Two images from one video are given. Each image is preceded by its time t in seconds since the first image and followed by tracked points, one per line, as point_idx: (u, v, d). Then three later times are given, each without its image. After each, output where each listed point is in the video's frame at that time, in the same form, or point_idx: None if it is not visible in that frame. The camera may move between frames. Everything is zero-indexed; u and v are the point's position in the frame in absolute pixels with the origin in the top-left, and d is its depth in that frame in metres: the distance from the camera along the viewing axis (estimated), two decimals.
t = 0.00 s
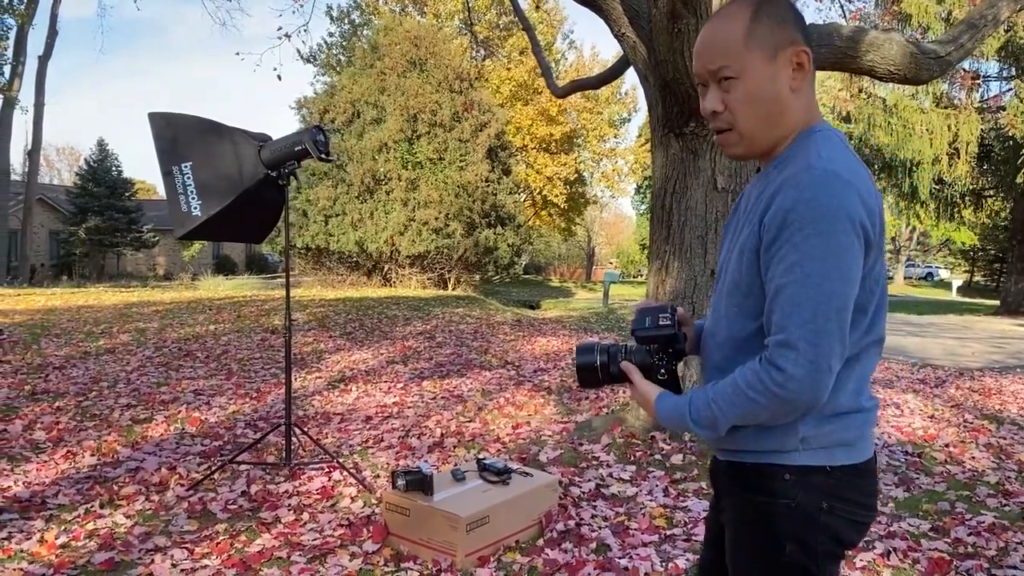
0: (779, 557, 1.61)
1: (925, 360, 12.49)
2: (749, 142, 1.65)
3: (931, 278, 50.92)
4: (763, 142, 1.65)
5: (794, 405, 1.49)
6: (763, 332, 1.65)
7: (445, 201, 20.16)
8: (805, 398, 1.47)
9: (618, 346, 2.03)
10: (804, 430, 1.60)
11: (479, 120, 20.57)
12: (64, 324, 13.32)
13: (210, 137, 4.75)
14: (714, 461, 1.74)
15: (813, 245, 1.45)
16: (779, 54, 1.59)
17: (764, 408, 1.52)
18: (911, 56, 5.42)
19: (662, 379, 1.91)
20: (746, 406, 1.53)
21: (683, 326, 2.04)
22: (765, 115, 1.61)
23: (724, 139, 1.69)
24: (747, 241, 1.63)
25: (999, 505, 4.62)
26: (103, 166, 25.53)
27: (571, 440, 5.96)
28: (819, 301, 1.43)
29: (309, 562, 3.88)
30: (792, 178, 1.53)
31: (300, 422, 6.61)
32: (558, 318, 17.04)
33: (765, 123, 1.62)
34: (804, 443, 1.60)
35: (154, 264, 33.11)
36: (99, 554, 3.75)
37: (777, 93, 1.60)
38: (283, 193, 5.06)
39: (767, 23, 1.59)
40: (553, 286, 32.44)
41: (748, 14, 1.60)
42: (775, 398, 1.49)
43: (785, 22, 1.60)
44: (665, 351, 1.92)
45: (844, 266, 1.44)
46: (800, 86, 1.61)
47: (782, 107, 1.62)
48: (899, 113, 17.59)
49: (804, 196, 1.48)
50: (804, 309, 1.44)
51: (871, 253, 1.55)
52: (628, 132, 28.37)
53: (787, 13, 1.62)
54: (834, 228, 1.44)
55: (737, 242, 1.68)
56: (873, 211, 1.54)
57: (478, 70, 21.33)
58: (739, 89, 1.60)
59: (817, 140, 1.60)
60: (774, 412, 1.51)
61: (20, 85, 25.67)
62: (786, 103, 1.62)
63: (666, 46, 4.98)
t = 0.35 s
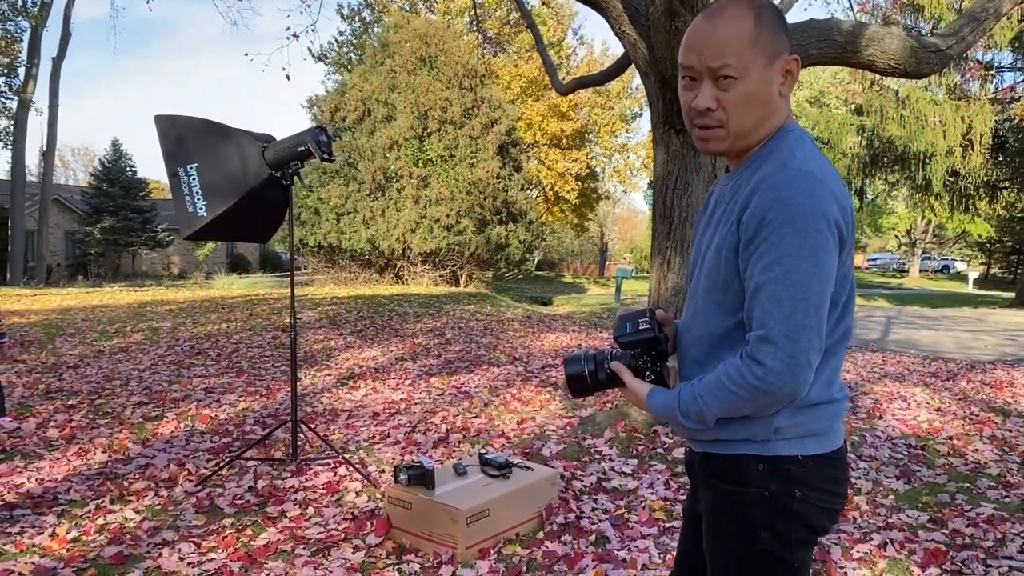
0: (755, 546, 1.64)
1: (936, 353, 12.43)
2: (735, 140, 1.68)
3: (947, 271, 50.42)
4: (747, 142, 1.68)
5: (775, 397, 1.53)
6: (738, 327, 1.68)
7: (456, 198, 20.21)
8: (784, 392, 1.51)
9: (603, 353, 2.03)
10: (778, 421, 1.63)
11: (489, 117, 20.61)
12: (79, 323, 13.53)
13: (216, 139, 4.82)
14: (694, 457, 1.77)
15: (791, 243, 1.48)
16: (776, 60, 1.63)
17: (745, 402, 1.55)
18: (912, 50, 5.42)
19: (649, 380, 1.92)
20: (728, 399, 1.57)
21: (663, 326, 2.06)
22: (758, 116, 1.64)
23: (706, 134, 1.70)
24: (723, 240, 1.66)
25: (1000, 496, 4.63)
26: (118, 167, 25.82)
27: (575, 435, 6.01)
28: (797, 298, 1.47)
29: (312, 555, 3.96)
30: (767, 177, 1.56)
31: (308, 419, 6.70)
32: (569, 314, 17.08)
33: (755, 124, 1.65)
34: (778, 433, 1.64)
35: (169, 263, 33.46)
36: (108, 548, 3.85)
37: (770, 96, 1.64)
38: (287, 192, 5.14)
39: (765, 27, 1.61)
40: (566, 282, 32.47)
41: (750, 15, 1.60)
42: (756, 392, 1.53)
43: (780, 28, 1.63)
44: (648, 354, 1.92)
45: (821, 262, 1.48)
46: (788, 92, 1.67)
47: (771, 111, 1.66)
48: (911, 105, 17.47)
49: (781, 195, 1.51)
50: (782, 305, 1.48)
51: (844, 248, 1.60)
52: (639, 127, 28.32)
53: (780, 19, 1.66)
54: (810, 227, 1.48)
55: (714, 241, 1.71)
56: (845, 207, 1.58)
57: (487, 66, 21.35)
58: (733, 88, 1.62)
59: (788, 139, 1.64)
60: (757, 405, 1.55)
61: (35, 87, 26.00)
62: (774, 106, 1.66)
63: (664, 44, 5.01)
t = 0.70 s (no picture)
0: (749, 535, 1.68)
1: (950, 347, 12.37)
2: (728, 139, 1.71)
3: (964, 264, 49.94)
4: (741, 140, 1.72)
5: (774, 391, 1.55)
6: (734, 323, 1.72)
7: (469, 196, 20.26)
8: (783, 386, 1.54)
9: (600, 342, 2.05)
10: (772, 413, 1.67)
11: (502, 114, 20.68)
12: (96, 323, 13.70)
13: (227, 141, 4.91)
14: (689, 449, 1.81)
15: (787, 241, 1.51)
16: (768, 62, 1.67)
17: (745, 395, 1.58)
18: (917, 44, 5.41)
19: (645, 368, 1.96)
20: (727, 391, 1.59)
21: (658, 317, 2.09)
22: (751, 114, 1.68)
23: (699, 133, 1.73)
24: (718, 238, 1.69)
25: (1007, 489, 4.82)
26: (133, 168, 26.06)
27: (584, 429, 6.07)
28: (793, 295, 1.51)
29: (325, 549, 4.03)
30: (761, 177, 1.59)
31: (321, 416, 6.79)
32: (582, 310, 17.15)
33: (748, 121, 1.69)
34: (773, 425, 1.67)
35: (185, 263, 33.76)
36: (125, 543, 3.94)
37: (762, 95, 1.67)
38: (298, 193, 5.22)
39: (756, 28, 1.65)
40: (579, 279, 32.48)
41: (743, 18, 1.64)
42: (754, 387, 1.56)
43: (769, 29, 1.68)
44: (645, 342, 1.96)
45: (816, 259, 1.51)
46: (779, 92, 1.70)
47: (763, 109, 1.69)
48: (926, 98, 17.34)
49: (776, 194, 1.55)
50: (779, 301, 1.51)
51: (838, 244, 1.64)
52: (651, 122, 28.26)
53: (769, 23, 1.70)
54: (806, 225, 1.52)
55: (709, 238, 1.75)
56: (838, 205, 1.62)
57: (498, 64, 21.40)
58: (725, 88, 1.66)
59: (779, 139, 1.68)
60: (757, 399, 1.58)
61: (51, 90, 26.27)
62: (765, 105, 1.70)
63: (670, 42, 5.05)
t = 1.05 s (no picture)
0: (759, 524, 1.72)
1: (967, 341, 12.30)
2: (737, 136, 1.75)
3: (982, 258, 49.39)
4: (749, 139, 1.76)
5: (787, 383, 1.59)
6: (744, 317, 1.75)
7: (482, 194, 20.22)
8: (797, 377, 1.58)
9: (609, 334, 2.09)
10: (782, 406, 1.71)
11: (514, 112, 20.74)
12: (115, 322, 13.90)
13: (244, 141, 4.99)
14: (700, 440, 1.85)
15: (799, 236, 1.55)
16: (774, 61, 1.71)
17: (758, 386, 1.61)
18: (930, 39, 5.41)
19: (654, 359, 2.01)
20: (739, 381, 1.62)
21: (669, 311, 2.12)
22: (756, 112, 1.72)
23: (708, 131, 1.77)
24: (728, 234, 1.73)
25: (1021, 482, 4.84)
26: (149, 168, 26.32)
27: (599, 425, 6.12)
28: (805, 288, 1.54)
29: (344, 542, 4.10)
30: (772, 174, 1.63)
31: (337, 412, 6.88)
32: (596, 306, 17.19)
33: (754, 120, 1.73)
34: (783, 418, 1.71)
35: (201, 261, 34.09)
36: (148, 537, 4.02)
37: (767, 95, 1.72)
38: (315, 192, 5.29)
39: (761, 28, 1.69)
40: (592, 275, 32.49)
41: (750, 18, 1.68)
42: (767, 378, 1.60)
43: (773, 29, 1.72)
44: (656, 334, 2.00)
45: (827, 254, 1.55)
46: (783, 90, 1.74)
47: (768, 108, 1.73)
48: (940, 91, 17.25)
49: (787, 192, 1.58)
50: (792, 293, 1.54)
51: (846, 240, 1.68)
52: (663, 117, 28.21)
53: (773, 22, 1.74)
54: (817, 221, 1.56)
55: (718, 234, 1.79)
56: (845, 202, 1.66)
57: (511, 62, 21.43)
58: (731, 88, 1.70)
59: (787, 137, 1.72)
60: (771, 390, 1.61)
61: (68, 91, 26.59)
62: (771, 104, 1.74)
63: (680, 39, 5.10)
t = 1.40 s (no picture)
0: (772, 516, 1.72)
1: (985, 336, 12.18)
2: (722, 138, 1.77)
3: (1001, 252, 48.82)
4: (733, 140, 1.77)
5: (796, 381, 1.59)
6: (752, 315, 1.76)
7: (496, 190, 20.30)
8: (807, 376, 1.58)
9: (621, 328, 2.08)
10: (789, 402, 1.71)
11: (527, 108, 20.73)
12: (132, 320, 14.04)
13: (260, 140, 5.03)
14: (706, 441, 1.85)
15: (804, 236, 1.56)
16: (735, 54, 1.69)
17: (767, 383, 1.61)
18: (946, 33, 5.36)
19: (666, 353, 2.00)
20: (747, 377, 1.63)
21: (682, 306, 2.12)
22: (732, 114, 1.72)
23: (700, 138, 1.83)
24: (738, 234, 1.73)
25: None
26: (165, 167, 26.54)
27: (613, 421, 6.12)
28: (813, 289, 1.55)
29: (360, 538, 4.14)
30: (778, 175, 1.63)
31: (353, 409, 6.92)
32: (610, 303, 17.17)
33: (732, 122, 1.74)
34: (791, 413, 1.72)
35: (217, 259, 34.36)
36: (167, 532, 4.07)
37: (739, 96, 1.71)
38: (329, 189, 5.32)
39: (726, 32, 1.70)
40: (606, 272, 32.42)
41: (706, 23, 1.73)
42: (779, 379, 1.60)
43: (743, 27, 1.70)
44: (670, 329, 2.01)
45: (835, 254, 1.55)
46: (759, 82, 1.70)
47: (751, 108, 1.72)
48: (958, 84, 17.06)
49: (796, 192, 1.58)
50: (799, 294, 1.55)
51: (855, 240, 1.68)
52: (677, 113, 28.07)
53: (746, 19, 1.71)
54: (823, 221, 1.56)
55: (728, 233, 1.79)
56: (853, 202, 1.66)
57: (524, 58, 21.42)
58: (702, 98, 1.74)
59: (792, 137, 1.71)
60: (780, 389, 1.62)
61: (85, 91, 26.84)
62: (752, 101, 1.72)
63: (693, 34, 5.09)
